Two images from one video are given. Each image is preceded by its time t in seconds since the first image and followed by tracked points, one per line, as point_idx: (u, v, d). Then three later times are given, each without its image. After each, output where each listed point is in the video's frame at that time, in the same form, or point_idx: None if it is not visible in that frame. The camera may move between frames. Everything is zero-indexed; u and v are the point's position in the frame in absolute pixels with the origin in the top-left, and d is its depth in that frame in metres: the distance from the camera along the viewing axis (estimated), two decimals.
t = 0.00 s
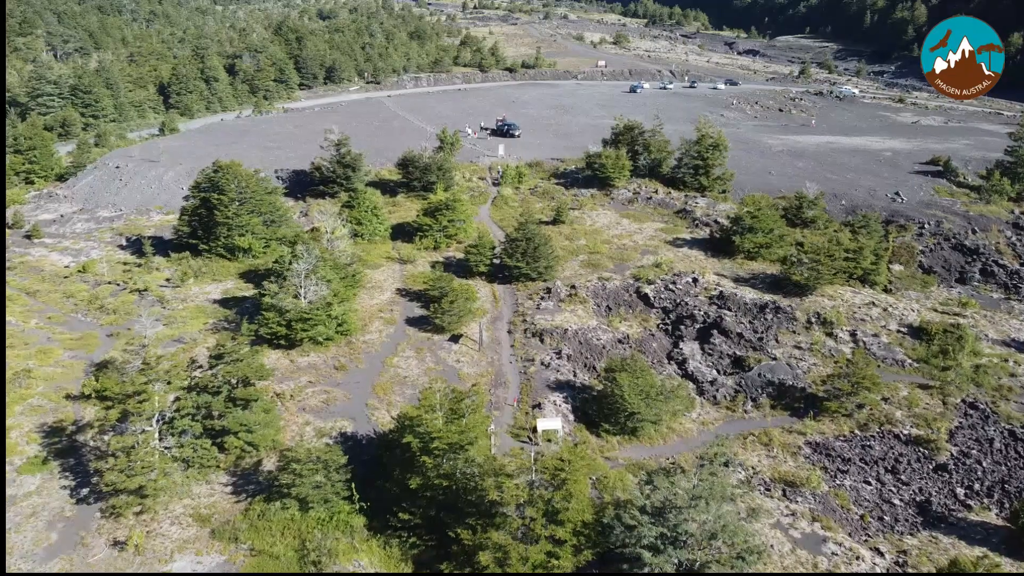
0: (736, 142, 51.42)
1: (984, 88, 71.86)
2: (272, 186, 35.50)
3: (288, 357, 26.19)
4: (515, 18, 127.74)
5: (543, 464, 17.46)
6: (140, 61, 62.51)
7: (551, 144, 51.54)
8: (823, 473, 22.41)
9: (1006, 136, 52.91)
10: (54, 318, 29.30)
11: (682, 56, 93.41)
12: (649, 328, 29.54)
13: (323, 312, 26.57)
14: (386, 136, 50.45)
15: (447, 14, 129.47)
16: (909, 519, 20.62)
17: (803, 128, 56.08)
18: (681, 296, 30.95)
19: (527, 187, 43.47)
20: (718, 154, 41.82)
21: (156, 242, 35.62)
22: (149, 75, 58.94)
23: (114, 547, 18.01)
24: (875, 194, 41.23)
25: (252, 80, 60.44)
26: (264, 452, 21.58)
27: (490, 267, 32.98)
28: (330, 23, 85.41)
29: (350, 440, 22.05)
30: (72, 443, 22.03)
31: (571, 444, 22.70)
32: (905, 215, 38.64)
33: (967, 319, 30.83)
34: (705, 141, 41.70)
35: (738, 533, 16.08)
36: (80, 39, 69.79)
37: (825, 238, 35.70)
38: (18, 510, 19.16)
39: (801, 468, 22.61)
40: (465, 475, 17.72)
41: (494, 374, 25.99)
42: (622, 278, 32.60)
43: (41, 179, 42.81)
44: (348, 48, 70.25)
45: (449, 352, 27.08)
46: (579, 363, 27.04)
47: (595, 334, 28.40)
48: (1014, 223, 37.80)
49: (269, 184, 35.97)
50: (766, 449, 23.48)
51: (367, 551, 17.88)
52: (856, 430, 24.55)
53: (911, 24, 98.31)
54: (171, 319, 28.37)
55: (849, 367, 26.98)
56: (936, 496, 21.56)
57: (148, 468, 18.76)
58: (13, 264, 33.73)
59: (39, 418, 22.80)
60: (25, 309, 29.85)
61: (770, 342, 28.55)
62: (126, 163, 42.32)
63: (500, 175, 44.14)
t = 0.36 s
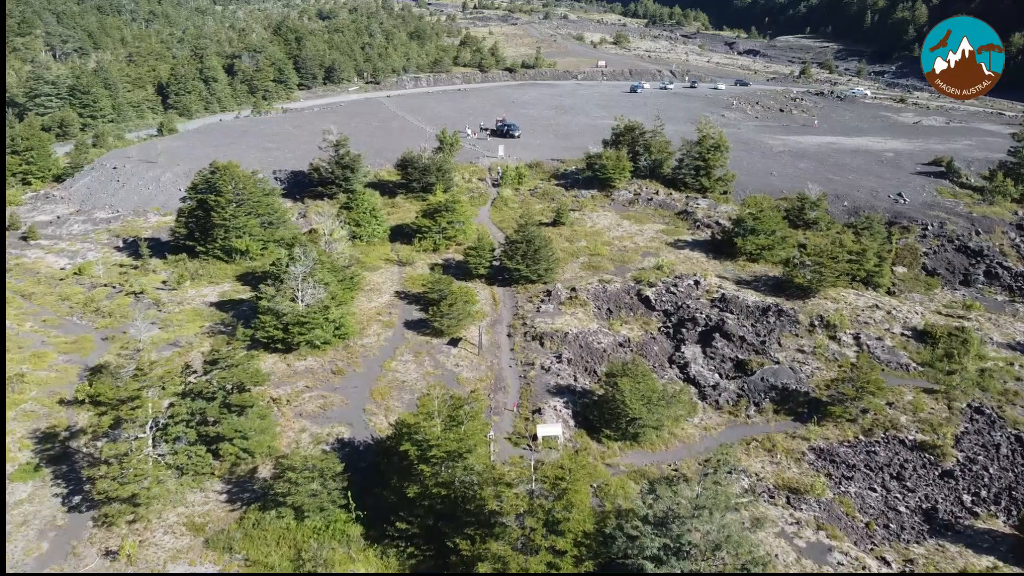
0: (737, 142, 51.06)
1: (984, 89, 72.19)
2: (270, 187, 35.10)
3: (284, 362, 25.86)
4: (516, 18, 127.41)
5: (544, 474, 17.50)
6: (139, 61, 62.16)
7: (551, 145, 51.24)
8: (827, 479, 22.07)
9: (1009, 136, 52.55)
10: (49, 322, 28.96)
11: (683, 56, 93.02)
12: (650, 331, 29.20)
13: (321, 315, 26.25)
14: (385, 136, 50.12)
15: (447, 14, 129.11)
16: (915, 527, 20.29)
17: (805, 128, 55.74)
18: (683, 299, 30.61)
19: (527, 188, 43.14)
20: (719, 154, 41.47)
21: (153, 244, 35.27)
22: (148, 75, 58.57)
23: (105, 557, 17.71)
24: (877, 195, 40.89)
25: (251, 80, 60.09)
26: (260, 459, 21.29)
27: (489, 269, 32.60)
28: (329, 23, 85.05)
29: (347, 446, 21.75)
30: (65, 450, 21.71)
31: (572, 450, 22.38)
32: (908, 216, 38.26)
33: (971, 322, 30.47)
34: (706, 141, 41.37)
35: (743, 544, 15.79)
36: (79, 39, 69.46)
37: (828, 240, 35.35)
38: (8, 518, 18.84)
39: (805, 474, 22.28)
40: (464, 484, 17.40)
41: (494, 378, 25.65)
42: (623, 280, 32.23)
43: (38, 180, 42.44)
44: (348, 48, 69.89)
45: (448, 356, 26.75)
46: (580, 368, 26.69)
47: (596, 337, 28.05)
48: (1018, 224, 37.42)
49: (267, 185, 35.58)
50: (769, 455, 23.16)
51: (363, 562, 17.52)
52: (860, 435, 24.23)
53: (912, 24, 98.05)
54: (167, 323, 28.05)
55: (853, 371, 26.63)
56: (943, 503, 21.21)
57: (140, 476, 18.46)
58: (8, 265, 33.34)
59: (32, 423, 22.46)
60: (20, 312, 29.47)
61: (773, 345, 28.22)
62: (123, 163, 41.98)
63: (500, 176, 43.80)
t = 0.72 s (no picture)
0: (738, 151, 50.82)
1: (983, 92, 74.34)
2: (268, 197, 34.77)
3: (281, 375, 25.45)
4: (516, 26, 127.65)
5: (544, 492, 17.03)
6: (139, 70, 62.07)
7: (551, 154, 51.02)
8: (833, 496, 21.61)
9: (1010, 145, 52.35)
10: (43, 333, 28.56)
11: (683, 65, 93.06)
12: (652, 343, 28.83)
13: (317, 327, 25.84)
14: (384, 145, 49.91)
15: (447, 23, 129.34)
16: (924, 546, 19.80)
17: (805, 137, 55.58)
18: (685, 310, 30.21)
19: (527, 198, 42.85)
20: (720, 163, 41.22)
21: (149, 254, 34.94)
22: (147, 84, 58.42)
23: None
24: (879, 205, 40.59)
25: (250, 89, 59.98)
26: (254, 476, 20.87)
27: (489, 280, 32.22)
28: (329, 32, 85.15)
29: (343, 463, 21.35)
30: (56, 466, 21.26)
31: (573, 467, 21.94)
32: (911, 226, 37.96)
33: (976, 334, 30.08)
34: (707, 150, 41.09)
35: (749, 566, 15.49)
36: (79, 48, 69.39)
37: (830, 250, 35.02)
38: None
39: (810, 491, 21.84)
40: (461, 503, 17.23)
41: (494, 392, 25.25)
42: (624, 291, 31.85)
43: (35, 189, 42.07)
44: (348, 56, 69.83)
45: (446, 369, 26.36)
46: (581, 381, 26.29)
47: (597, 350, 27.67)
48: (1022, 234, 37.09)
49: (265, 194, 35.26)
50: (774, 471, 22.74)
51: None
52: (866, 450, 23.81)
53: (912, 33, 98.33)
54: (162, 335, 27.68)
55: (858, 385, 26.21)
56: (952, 521, 20.76)
57: (132, 494, 18.09)
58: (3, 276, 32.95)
59: (22, 439, 22.02)
60: (13, 324, 29.09)
61: (776, 358, 27.84)
62: (120, 173, 41.68)
63: (500, 185, 43.52)
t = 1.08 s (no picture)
0: (739, 169, 50.76)
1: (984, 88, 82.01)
2: (266, 215, 34.53)
3: (276, 397, 25.01)
4: (515, 44, 128.64)
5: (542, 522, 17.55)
6: (139, 88, 62.26)
7: (552, 171, 50.95)
8: (841, 522, 21.08)
9: (1012, 163, 52.29)
10: (36, 353, 28.16)
11: (682, 82, 93.53)
12: (654, 363, 28.45)
13: (314, 348, 25.43)
14: (385, 163, 49.87)
15: (446, 41, 130.30)
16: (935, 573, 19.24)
17: (806, 154, 55.59)
18: (687, 329, 29.82)
19: (527, 215, 42.65)
20: (721, 181, 41.09)
21: (146, 273, 34.63)
22: (148, 102, 58.56)
23: None
24: (881, 223, 40.38)
25: (250, 107, 60.15)
26: (248, 501, 20.37)
27: (488, 299, 31.85)
28: (330, 50, 85.69)
29: (339, 487, 20.85)
30: (46, 491, 20.77)
31: (574, 492, 21.45)
32: (914, 244, 37.72)
33: (983, 354, 29.67)
34: (708, 168, 40.95)
35: None
36: (80, 65, 69.71)
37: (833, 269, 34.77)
38: None
39: (817, 516, 21.31)
40: (460, 531, 17.21)
41: (493, 414, 24.80)
42: (626, 310, 31.47)
43: (33, 207, 41.90)
44: (348, 74, 70.13)
45: (445, 391, 25.89)
46: (582, 403, 25.82)
47: (598, 371, 27.24)
48: None
49: (263, 213, 35.01)
50: (780, 495, 22.20)
51: None
52: (873, 474, 23.28)
53: (910, 50, 98.88)
54: (157, 355, 27.29)
55: (865, 407, 25.72)
56: (962, 547, 20.23)
57: (122, 521, 17.69)
58: None
59: (11, 462, 21.53)
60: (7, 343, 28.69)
61: (780, 379, 27.39)
62: (119, 191, 41.51)
63: (500, 203, 43.35)
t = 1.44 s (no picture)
0: (739, 186, 50.73)
1: (982, 88, 87.04)
2: (264, 233, 34.31)
3: (272, 418, 24.56)
4: (515, 62, 129.63)
5: (545, 551, 17.08)
6: (140, 106, 62.49)
7: (552, 189, 50.91)
8: (849, 548, 20.53)
9: (1013, 180, 52.20)
10: (30, 373, 27.72)
11: (681, 100, 94.01)
12: (656, 383, 28.02)
13: (311, 368, 25.01)
14: (384, 180, 49.82)
15: (447, 59, 131.30)
16: None
17: (806, 172, 55.56)
18: (689, 349, 29.42)
19: (527, 233, 42.48)
20: (722, 199, 40.97)
21: (143, 291, 34.33)
22: (148, 120, 58.71)
23: None
24: (884, 240, 40.17)
25: (250, 124, 60.33)
26: (241, 527, 19.85)
27: (488, 319, 31.50)
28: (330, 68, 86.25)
29: (335, 513, 20.33)
30: (34, 517, 20.24)
31: (575, 517, 20.93)
32: (918, 262, 37.48)
33: (990, 374, 29.23)
34: (709, 186, 40.86)
35: None
36: (81, 83, 70.05)
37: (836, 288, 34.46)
38: None
39: (825, 542, 20.76)
40: (458, 561, 16.59)
41: (493, 437, 24.33)
42: (627, 330, 31.11)
43: (31, 225, 41.70)
44: (349, 92, 70.45)
45: (444, 412, 25.42)
46: (584, 424, 25.33)
47: (599, 392, 26.82)
48: None
49: (261, 230, 34.77)
50: (786, 521, 21.66)
51: None
52: (881, 498, 22.74)
53: (909, 68, 99.31)
54: (152, 376, 26.91)
55: (871, 429, 25.23)
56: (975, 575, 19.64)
57: (111, 549, 17.21)
58: None
59: None
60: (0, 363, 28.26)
61: (784, 400, 26.93)
62: (117, 208, 41.33)
63: (500, 221, 43.19)
